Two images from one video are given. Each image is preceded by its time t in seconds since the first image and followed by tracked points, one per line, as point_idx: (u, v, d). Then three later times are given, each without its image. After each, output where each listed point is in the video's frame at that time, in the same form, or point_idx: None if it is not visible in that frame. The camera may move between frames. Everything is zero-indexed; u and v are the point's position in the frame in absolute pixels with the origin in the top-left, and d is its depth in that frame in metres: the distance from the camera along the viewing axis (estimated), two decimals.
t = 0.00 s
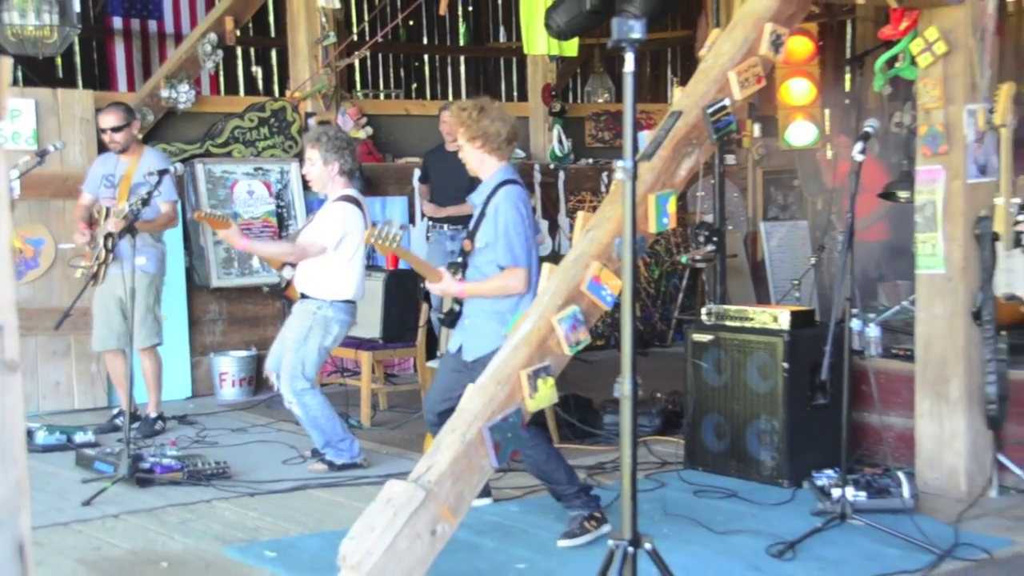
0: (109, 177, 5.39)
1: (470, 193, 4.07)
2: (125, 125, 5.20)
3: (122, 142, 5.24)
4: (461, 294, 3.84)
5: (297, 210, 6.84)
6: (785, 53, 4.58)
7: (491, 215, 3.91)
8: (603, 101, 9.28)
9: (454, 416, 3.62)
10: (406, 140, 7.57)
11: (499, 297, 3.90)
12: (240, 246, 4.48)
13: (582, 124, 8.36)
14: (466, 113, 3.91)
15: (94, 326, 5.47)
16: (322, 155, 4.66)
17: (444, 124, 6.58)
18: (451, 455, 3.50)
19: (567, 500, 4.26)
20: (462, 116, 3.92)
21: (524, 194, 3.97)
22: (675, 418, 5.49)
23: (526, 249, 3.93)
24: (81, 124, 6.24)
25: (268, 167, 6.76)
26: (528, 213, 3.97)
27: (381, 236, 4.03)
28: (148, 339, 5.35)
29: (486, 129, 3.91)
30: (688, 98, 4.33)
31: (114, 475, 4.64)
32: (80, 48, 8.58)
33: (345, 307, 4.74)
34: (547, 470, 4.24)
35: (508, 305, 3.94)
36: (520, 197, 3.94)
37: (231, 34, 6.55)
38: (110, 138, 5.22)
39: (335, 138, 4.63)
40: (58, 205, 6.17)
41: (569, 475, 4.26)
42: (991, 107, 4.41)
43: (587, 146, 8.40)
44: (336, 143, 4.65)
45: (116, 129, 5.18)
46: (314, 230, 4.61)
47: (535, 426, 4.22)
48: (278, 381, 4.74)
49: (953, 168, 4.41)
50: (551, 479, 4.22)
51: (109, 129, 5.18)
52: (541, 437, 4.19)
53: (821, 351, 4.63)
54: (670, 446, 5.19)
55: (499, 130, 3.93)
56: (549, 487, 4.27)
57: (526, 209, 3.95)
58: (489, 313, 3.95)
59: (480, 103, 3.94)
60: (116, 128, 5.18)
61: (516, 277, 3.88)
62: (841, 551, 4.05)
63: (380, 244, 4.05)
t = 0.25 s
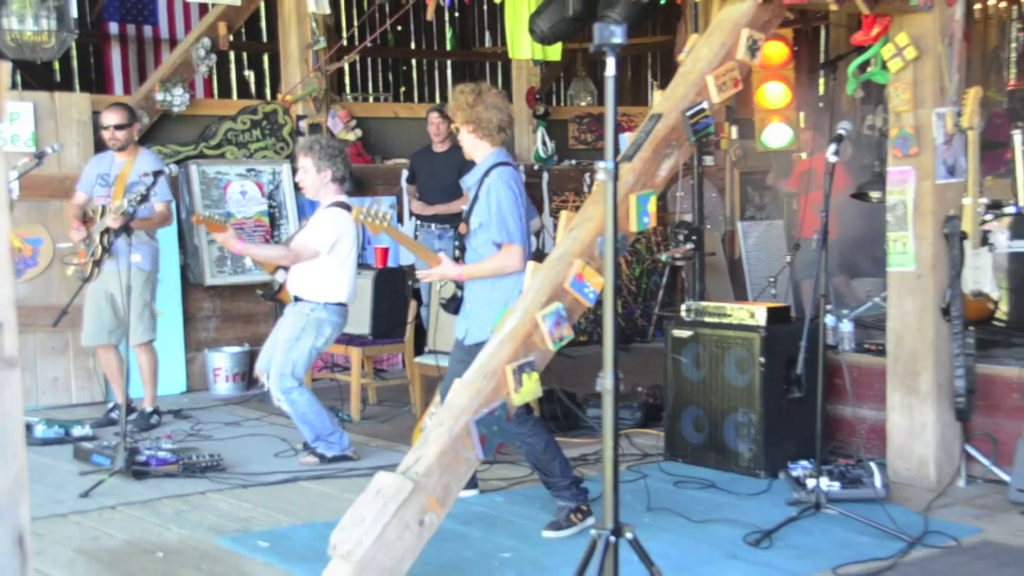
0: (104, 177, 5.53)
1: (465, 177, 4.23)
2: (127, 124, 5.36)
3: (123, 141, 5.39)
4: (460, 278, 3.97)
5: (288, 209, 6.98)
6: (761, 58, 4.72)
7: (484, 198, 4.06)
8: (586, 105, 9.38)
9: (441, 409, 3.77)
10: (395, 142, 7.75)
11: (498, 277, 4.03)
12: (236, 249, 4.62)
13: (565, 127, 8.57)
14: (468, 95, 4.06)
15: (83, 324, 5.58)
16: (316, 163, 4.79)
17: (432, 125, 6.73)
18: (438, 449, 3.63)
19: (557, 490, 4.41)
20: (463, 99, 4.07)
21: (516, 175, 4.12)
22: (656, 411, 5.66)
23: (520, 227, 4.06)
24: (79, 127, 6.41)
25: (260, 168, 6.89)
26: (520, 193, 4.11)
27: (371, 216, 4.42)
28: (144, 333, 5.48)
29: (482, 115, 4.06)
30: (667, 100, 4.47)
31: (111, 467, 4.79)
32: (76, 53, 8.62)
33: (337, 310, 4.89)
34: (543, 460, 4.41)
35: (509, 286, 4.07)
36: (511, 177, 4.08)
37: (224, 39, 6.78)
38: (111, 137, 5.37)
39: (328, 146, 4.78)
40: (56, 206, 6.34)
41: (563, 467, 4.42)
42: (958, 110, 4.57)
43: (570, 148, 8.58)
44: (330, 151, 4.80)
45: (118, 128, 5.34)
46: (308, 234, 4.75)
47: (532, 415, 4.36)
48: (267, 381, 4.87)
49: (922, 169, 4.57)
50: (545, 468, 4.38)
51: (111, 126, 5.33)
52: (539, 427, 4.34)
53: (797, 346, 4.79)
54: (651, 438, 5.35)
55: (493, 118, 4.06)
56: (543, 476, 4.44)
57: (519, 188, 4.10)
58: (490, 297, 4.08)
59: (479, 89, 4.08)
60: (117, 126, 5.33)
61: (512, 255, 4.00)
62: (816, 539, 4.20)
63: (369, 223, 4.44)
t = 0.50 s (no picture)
0: (98, 182, 5.65)
1: (460, 191, 4.37)
2: (111, 133, 5.44)
3: (112, 146, 5.49)
4: (456, 291, 4.12)
5: (277, 210, 7.10)
6: (738, 64, 4.84)
7: (478, 212, 4.21)
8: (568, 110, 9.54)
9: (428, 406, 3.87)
10: (383, 146, 7.87)
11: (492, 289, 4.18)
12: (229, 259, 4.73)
13: (548, 131, 8.68)
14: (463, 111, 4.22)
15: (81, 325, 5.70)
16: (302, 173, 4.92)
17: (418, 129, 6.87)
18: (424, 446, 3.73)
19: (541, 490, 4.52)
20: (458, 115, 4.23)
21: (509, 189, 4.26)
22: (637, 408, 5.79)
23: (514, 241, 4.20)
24: (73, 132, 6.55)
25: (250, 171, 7.00)
26: (514, 207, 4.25)
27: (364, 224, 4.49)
28: (136, 333, 5.59)
29: (474, 134, 4.21)
30: (647, 105, 4.60)
31: (103, 463, 4.90)
32: (71, 58, 8.82)
33: (326, 314, 5.01)
34: (527, 464, 4.50)
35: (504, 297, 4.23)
36: (505, 192, 4.22)
37: (215, 45, 6.95)
38: (101, 144, 5.46)
39: (315, 157, 4.90)
40: (51, 208, 6.48)
41: (545, 470, 4.52)
42: (929, 115, 4.70)
43: (554, 152, 8.72)
44: (317, 161, 4.92)
45: (105, 135, 5.42)
46: (299, 242, 4.86)
47: (513, 421, 4.45)
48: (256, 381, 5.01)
49: (895, 172, 4.71)
50: (529, 472, 4.48)
51: (96, 135, 5.41)
52: (521, 433, 4.43)
53: (774, 344, 4.93)
54: (633, 434, 5.49)
55: (485, 135, 4.22)
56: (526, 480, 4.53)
57: (513, 203, 4.24)
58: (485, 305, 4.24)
59: (474, 105, 4.24)
60: (102, 135, 5.40)
61: (506, 267, 4.15)
62: (793, 533, 4.33)
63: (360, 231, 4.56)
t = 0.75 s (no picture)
0: (91, 186, 5.77)
1: (435, 184, 4.46)
2: (110, 137, 5.62)
3: (108, 151, 5.64)
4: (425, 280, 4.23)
5: (267, 215, 7.21)
6: (715, 74, 4.98)
7: (450, 203, 4.29)
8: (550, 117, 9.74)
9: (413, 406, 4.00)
10: (369, 153, 8.03)
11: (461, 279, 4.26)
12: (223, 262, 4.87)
13: (530, 138, 8.91)
14: (443, 108, 4.33)
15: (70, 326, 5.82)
16: (282, 180, 5.06)
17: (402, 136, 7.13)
18: (409, 443, 3.87)
19: (522, 480, 4.66)
20: (439, 110, 4.34)
21: (481, 182, 4.33)
22: (617, 407, 5.96)
23: (483, 232, 4.27)
24: (66, 137, 6.69)
25: (240, 176, 7.14)
26: (485, 200, 4.33)
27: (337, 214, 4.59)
28: (130, 333, 5.74)
29: (455, 128, 4.33)
30: (625, 113, 4.74)
31: (97, 461, 5.04)
32: (65, 66, 9.01)
33: (316, 311, 5.16)
34: (513, 452, 4.64)
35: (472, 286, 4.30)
36: (476, 185, 4.30)
37: (206, 53, 7.11)
38: (97, 148, 5.62)
39: (290, 162, 5.03)
40: (43, 212, 6.61)
41: (529, 459, 4.67)
42: (898, 124, 4.87)
43: (535, 157, 8.94)
44: (292, 165, 5.05)
45: (102, 140, 5.59)
46: (287, 243, 5.00)
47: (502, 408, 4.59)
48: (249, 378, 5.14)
49: (865, 179, 4.87)
50: (513, 459, 4.62)
51: (95, 139, 5.59)
52: (509, 419, 4.57)
53: (749, 344, 5.09)
54: (613, 432, 5.65)
55: (464, 130, 4.33)
56: (509, 467, 4.68)
57: (483, 196, 4.32)
58: (458, 295, 4.33)
59: (454, 101, 4.35)
60: (101, 138, 5.59)
61: (475, 259, 4.24)
62: (765, 527, 4.49)
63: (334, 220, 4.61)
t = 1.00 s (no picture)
0: (86, 191, 5.90)
1: (416, 196, 4.58)
2: (110, 145, 5.72)
3: (107, 158, 5.75)
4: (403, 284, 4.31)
5: (257, 220, 7.31)
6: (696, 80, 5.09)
7: (431, 214, 4.40)
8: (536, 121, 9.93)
9: (401, 404, 4.11)
10: (358, 157, 8.21)
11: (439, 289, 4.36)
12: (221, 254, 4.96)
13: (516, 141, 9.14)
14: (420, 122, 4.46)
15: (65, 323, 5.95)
16: (265, 171, 5.17)
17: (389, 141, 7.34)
18: (398, 440, 3.97)
19: (504, 477, 4.80)
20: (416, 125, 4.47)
21: (462, 197, 4.46)
22: (601, 404, 6.11)
23: (462, 245, 4.39)
24: (61, 142, 6.80)
25: (232, 180, 7.26)
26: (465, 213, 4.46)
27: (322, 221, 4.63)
28: (124, 333, 5.88)
29: (434, 141, 4.46)
30: (609, 117, 4.78)
31: (92, 458, 5.15)
32: (60, 73, 9.11)
33: (312, 297, 5.28)
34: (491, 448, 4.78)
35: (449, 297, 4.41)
36: (457, 197, 4.43)
37: (198, 60, 7.20)
38: (95, 155, 5.71)
39: (270, 152, 5.16)
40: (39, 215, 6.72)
41: (508, 455, 4.81)
42: (875, 128, 4.99)
43: (520, 161, 9.16)
44: (273, 157, 5.18)
45: (102, 148, 5.69)
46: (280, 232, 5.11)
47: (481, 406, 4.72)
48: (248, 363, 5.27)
49: (843, 182, 4.99)
50: (493, 455, 4.76)
51: (96, 147, 5.68)
52: (488, 418, 4.70)
53: (729, 344, 5.21)
54: (596, 430, 5.79)
55: (442, 143, 4.46)
56: (490, 463, 4.83)
57: (463, 209, 4.44)
58: (435, 305, 4.43)
59: (429, 117, 4.49)
60: (102, 147, 5.69)
61: (453, 270, 4.35)
62: (747, 523, 4.60)
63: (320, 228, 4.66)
